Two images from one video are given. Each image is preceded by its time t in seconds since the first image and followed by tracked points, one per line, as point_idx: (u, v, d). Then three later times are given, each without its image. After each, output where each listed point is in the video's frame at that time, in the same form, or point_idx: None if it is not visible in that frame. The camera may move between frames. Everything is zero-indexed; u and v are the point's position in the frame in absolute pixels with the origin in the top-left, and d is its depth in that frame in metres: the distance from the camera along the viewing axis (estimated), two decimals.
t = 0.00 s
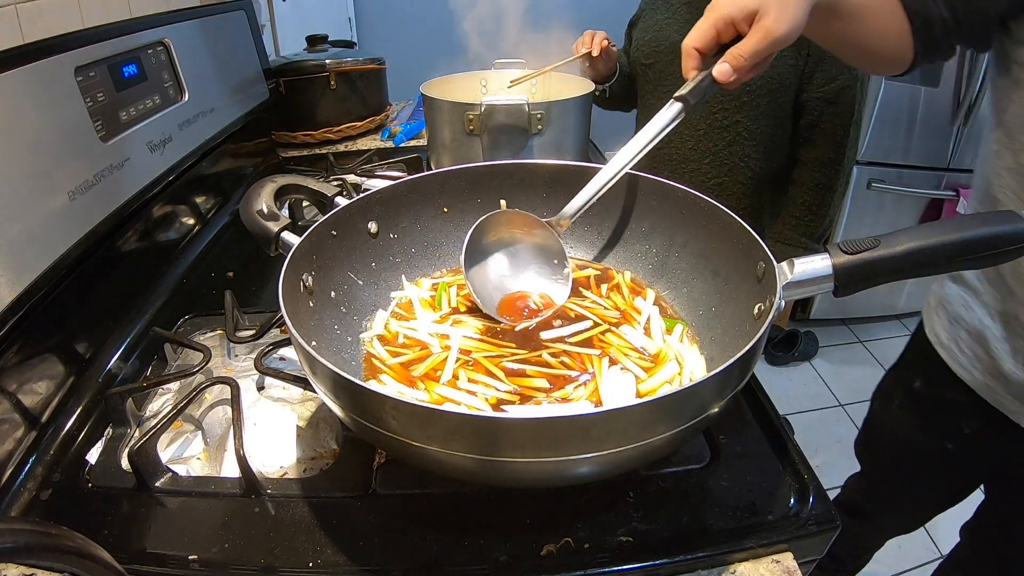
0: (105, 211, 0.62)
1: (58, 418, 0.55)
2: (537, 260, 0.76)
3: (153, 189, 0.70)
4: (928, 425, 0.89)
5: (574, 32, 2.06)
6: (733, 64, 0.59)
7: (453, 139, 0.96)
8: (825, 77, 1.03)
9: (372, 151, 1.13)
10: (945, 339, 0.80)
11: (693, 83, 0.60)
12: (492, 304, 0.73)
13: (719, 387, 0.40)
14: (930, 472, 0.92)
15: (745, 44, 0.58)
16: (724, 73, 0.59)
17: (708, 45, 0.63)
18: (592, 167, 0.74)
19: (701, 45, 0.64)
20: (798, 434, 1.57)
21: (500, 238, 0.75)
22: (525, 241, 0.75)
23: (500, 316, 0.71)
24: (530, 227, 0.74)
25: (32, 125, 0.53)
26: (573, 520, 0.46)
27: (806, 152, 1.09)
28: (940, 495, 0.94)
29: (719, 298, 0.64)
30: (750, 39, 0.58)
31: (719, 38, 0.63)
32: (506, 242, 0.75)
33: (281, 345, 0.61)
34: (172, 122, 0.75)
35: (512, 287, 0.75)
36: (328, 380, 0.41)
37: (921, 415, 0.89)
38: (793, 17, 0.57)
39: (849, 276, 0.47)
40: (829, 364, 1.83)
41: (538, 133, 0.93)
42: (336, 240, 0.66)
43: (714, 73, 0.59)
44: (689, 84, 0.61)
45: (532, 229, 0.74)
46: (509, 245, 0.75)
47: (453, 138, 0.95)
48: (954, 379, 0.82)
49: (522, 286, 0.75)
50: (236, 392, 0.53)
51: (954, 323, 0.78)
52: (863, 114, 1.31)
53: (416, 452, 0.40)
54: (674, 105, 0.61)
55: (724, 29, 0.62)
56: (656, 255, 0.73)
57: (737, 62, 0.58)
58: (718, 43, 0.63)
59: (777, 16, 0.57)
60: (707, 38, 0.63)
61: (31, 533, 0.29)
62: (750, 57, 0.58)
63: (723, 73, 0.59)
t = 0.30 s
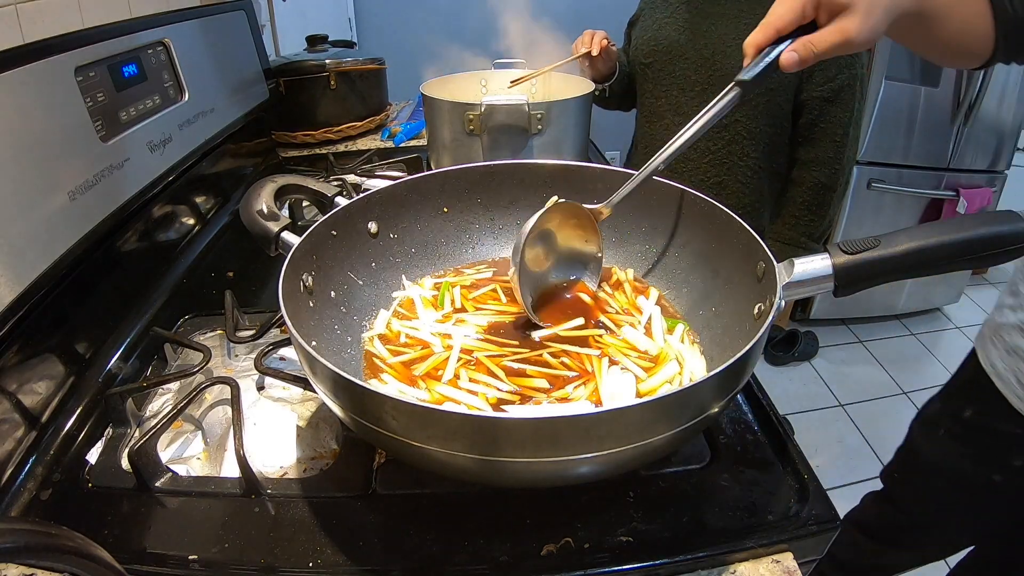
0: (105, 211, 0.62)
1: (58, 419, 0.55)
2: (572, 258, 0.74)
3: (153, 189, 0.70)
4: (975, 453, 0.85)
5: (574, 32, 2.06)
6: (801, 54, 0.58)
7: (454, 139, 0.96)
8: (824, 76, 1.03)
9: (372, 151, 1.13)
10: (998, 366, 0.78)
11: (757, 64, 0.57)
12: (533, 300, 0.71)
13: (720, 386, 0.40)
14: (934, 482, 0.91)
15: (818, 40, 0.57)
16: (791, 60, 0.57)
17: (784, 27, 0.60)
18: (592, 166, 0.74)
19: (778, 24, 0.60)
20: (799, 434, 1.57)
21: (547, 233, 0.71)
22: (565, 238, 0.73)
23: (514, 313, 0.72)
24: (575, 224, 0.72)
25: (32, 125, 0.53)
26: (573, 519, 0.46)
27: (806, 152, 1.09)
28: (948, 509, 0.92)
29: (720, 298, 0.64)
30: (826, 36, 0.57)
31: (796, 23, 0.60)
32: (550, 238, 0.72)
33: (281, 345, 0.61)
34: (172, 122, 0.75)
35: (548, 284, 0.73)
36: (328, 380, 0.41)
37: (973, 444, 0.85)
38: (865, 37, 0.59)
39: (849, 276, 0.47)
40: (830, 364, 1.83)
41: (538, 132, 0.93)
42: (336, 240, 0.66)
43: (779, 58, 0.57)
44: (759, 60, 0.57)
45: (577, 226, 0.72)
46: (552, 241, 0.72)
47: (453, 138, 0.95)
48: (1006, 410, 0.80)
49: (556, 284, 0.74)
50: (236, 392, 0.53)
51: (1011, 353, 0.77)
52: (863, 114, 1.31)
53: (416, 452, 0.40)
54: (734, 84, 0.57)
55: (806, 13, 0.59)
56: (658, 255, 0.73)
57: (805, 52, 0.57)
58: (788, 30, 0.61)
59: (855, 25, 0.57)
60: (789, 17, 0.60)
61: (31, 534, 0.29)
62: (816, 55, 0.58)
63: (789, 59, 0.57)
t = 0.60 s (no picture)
0: (105, 211, 0.62)
1: (58, 419, 0.55)
2: (560, 235, 0.73)
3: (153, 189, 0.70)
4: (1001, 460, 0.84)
5: (574, 32, 2.06)
6: (820, 56, 0.58)
7: (454, 139, 0.96)
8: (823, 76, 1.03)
9: (372, 151, 1.13)
10: None
11: (773, 62, 0.59)
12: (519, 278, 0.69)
13: (720, 386, 0.40)
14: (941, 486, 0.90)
15: (839, 45, 0.58)
16: (808, 61, 0.58)
17: (807, 29, 0.61)
18: (593, 166, 0.74)
19: (802, 25, 0.61)
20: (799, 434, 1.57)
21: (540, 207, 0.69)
22: (556, 214, 0.71)
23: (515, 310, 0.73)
24: (570, 202, 0.70)
25: (32, 124, 0.53)
26: (573, 519, 0.46)
27: (806, 151, 1.09)
28: (958, 512, 0.91)
29: (720, 298, 0.64)
30: (846, 42, 0.58)
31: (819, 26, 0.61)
32: (542, 212, 0.70)
33: (281, 345, 0.61)
34: (172, 122, 0.75)
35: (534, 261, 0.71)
36: (328, 380, 0.41)
37: (1000, 452, 0.84)
38: (886, 49, 0.59)
39: (850, 276, 0.47)
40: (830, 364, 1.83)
41: (538, 132, 0.93)
42: (336, 240, 0.66)
43: (796, 58, 0.58)
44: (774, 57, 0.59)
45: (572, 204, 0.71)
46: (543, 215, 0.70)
47: (453, 139, 0.96)
48: None
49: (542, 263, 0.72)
50: (236, 392, 0.53)
51: None
52: (862, 113, 1.31)
53: (416, 452, 0.40)
54: (748, 81, 0.58)
55: (831, 15, 0.60)
56: (657, 255, 0.73)
57: (824, 55, 0.57)
58: (810, 33, 0.62)
59: (877, 34, 0.58)
60: (813, 18, 0.60)
61: (31, 534, 0.29)
62: (834, 60, 0.58)
63: (805, 61, 0.58)
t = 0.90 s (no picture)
0: (105, 210, 0.62)
1: (58, 419, 0.55)
2: (535, 225, 0.74)
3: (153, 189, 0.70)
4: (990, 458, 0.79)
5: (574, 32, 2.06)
6: (800, 59, 0.58)
7: (453, 139, 0.96)
8: (823, 76, 1.03)
9: (372, 151, 1.13)
10: None
11: (753, 61, 0.59)
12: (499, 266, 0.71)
13: (720, 387, 0.40)
14: (936, 489, 0.85)
15: (820, 49, 0.58)
16: (787, 63, 0.57)
17: (789, 30, 0.61)
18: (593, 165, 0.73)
19: (784, 25, 0.61)
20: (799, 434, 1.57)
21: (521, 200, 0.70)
22: (532, 205, 0.73)
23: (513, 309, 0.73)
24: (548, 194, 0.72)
25: (32, 124, 0.53)
26: (574, 519, 0.46)
27: (806, 151, 1.09)
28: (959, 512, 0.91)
29: (720, 298, 0.63)
30: (827, 47, 0.58)
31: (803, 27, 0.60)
32: (522, 202, 0.71)
33: (281, 345, 0.61)
34: (172, 122, 0.75)
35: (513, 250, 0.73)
36: (328, 380, 0.41)
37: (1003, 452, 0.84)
38: (864, 55, 0.59)
39: (849, 276, 0.47)
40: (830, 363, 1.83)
41: (538, 132, 0.93)
42: (336, 240, 0.66)
43: (775, 60, 0.58)
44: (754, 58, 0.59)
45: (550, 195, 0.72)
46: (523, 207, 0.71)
47: (453, 138, 0.96)
48: None
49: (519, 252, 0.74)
50: (236, 392, 0.53)
51: None
52: (862, 113, 1.31)
53: (416, 452, 0.40)
54: (728, 79, 0.59)
55: (815, 17, 0.60)
56: (656, 256, 0.73)
57: (804, 58, 0.57)
58: (793, 32, 0.61)
59: (858, 41, 0.58)
60: (797, 19, 0.60)
61: (31, 533, 0.29)
62: (813, 64, 0.58)
63: (787, 63, 0.57)
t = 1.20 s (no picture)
0: (106, 210, 0.62)
1: (58, 419, 0.55)
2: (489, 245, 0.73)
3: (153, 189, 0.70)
4: (968, 447, 0.89)
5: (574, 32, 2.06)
6: (753, 86, 0.60)
7: (454, 139, 0.96)
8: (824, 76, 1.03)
9: (372, 151, 1.13)
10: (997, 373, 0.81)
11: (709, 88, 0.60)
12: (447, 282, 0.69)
13: (720, 386, 0.40)
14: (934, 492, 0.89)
15: (775, 79, 0.60)
16: (740, 90, 0.60)
17: (745, 57, 0.60)
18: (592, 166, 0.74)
19: (741, 53, 0.60)
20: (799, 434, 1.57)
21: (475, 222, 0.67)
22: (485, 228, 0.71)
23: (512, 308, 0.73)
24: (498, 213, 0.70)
25: (32, 124, 0.53)
26: (574, 519, 0.46)
27: (806, 151, 1.09)
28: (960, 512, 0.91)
29: (720, 298, 0.64)
30: (782, 78, 0.60)
31: (761, 54, 0.60)
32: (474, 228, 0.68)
33: (281, 345, 0.61)
34: (172, 122, 0.75)
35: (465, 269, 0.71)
36: (328, 380, 0.41)
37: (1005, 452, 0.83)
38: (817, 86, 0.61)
39: (848, 277, 0.47)
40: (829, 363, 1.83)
41: (538, 133, 0.93)
42: (336, 240, 0.66)
43: (731, 86, 0.59)
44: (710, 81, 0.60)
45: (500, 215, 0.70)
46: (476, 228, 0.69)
47: (453, 138, 0.96)
48: (1003, 408, 0.82)
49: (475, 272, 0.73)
50: (236, 392, 0.53)
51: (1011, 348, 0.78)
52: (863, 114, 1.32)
53: (416, 452, 0.40)
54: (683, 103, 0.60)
55: (773, 46, 0.60)
56: (656, 256, 0.73)
57: (757, 87, 0.59)
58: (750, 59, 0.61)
59: (812, 74, 0.60)
60: (756, 47, 0.60)
61: (31, 533, 0.29)
62: (766, 93, 0.60)
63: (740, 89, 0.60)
